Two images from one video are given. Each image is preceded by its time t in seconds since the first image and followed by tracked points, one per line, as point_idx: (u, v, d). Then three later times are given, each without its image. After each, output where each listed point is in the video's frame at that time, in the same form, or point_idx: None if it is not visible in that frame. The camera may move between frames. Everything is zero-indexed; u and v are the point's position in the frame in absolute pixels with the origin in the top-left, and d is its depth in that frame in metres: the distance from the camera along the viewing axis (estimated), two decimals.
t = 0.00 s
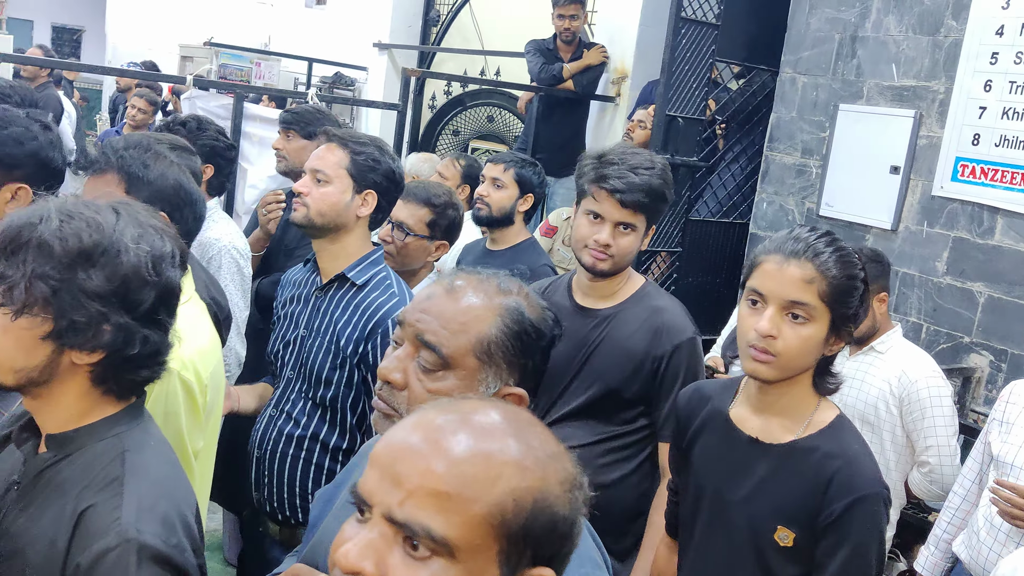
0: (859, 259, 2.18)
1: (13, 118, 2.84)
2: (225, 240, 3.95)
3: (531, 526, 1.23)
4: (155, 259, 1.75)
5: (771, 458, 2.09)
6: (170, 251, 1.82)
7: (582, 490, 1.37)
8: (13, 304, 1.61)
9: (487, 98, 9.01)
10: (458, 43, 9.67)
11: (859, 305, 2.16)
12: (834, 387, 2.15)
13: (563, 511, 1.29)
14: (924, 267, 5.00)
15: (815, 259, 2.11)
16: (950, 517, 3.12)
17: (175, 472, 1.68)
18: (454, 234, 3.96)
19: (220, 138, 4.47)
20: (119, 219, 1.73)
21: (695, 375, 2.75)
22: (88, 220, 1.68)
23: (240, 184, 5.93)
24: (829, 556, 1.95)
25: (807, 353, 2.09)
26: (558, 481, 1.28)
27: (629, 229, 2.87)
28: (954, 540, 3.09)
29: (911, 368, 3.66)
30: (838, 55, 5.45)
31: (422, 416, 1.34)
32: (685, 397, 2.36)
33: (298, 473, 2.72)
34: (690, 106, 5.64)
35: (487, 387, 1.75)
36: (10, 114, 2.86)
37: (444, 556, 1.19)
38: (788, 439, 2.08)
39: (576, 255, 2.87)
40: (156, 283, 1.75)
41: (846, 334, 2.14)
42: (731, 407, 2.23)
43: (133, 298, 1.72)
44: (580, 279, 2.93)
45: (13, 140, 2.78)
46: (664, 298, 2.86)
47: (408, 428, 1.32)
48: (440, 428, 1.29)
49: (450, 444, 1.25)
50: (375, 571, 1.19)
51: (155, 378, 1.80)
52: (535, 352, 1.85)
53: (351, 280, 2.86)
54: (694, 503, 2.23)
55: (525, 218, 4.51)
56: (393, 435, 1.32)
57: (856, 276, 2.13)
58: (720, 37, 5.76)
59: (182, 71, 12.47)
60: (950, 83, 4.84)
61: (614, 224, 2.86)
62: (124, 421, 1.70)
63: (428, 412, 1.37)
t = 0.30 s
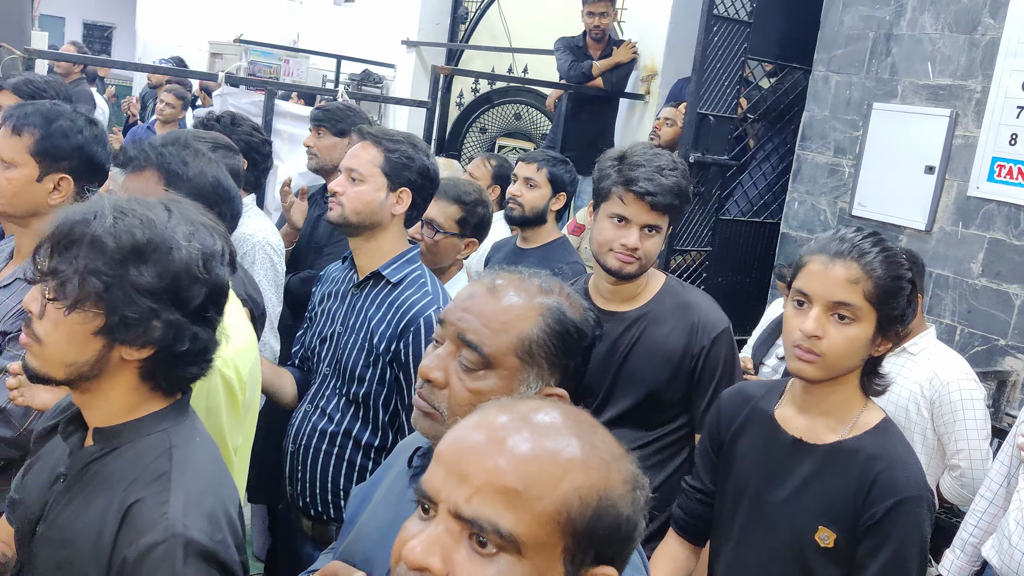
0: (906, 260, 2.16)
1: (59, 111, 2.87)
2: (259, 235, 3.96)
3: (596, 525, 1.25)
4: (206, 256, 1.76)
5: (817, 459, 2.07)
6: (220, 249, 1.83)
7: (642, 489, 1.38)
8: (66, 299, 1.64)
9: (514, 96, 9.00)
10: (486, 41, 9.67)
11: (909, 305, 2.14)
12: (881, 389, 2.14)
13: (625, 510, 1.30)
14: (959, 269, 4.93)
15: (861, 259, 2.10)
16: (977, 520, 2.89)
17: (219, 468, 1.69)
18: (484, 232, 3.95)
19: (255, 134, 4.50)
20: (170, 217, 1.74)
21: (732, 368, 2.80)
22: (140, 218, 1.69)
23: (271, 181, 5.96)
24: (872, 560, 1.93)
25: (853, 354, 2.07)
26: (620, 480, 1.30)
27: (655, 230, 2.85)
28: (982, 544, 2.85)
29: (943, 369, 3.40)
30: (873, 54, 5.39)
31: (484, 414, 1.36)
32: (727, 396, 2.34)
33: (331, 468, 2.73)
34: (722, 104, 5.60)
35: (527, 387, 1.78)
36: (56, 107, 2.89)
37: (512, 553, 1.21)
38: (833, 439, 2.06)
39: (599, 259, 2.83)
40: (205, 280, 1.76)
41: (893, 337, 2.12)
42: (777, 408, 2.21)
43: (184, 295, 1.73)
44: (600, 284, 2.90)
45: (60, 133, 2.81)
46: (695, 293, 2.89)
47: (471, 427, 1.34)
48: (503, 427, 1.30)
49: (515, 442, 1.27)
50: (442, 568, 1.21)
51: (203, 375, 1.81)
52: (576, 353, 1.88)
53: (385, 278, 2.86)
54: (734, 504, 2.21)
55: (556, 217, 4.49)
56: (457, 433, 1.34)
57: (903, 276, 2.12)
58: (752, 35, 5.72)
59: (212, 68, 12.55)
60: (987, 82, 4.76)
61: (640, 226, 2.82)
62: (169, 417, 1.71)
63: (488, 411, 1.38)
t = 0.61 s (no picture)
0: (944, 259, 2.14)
1: (80, 108, 2.85)
2: (284, 234, 3.91)
3: (605, 514, 1.22)
4: (238, 258, 1.76)
5: (855, 462, 2.03)
6: (252, 250, 1.82)
7: (652, 480, 1.34)
8: (99, 301, 1.64)
9: (538, 93, 8.97)
10: (510, 38, 9.64)
11: (948, 307, 2.11)
12: (920, 393, 2.10)
13: (634, 500, 1.27)
14: (992, 268, 4.80)
15: (900, 258, 2.07)
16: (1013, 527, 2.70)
17: (250, 468, 1.69)
18: (509, 231, 3.94)
19: (276, 131, 4.50)
20: (202, 218, 1.74)
21: (750, 360, 2.76)
22: (172, 219, 1.69)
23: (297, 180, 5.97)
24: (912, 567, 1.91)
25: (892, 355, 2.04)
26: (629, 470, 1.27)
27: (661, 228, 2.82)
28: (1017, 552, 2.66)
29: (976, 369, 3.31)
30: (903, 50, 5.31)
31: (495, 407, 1.34)
32: (758, 396, 2.31)
33: (362, 468, 2.70)
34: (749, 101, 5.55)
35: (562, 389, 1.76)
36: (77, 104, 2.88)
37: (518, 540, 1.19)
38: (869, 445, 2.03)
39: (609, 261, 2.81)
40: (237, 281, 1.76)
41: (933, 339, 2.09)
42: (811, 411, 2.18)
43: (216, 296, 1.73)
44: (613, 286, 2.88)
45: (81, 130, 2.81)
46: (710, 287, 2.86)
47: (480, 419, 1.32)
48: (512, 418, 1.28)
49: (523, 433, 1.25)
50: (450, 557, 1.20)
51: (234, 376, 1.80)
52: (610, 354, 1.86)
53: (418, 278, 2.87)
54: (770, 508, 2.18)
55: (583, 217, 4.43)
56: (467, 425, 1.32)
57: (942, 275, 2.09)
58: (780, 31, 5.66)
59: (236, 65, 12.61)
60: (1020, 79, 4.67)
61: (647, 225, 2.80)
62: (201, 419, 1.71)
63: (498, 404, 1.36)
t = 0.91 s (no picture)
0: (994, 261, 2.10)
1: (109, 110, 2.86)
2: (316, 233, 3.92)
3: (647, 515, 1.22)
4: (277, 260, 1.77)
5: (899, 468, 2.02)
6: (291, 251, 1.83)
7: (695, 485, 1.33)
8: (141, 304, 1.66)
9: (565, 86, 8.94)
10: (537, 32, 9.62)
11: (998, 310, 2.08)
12: (966, 398, 2.07)
13: (676, 503, 1.26)
14: None
15: (952, 262, 2.04)
16: None
17: (290, 469, 1.70)
18: (541, 227, 3.94)
19: (304, 130, 4.52)
20: (241, 220, 1.75)
21: (771, 351, 2.68)
22: (213, 222, 1.71)
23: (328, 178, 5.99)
24: None
25: (942, 361, 2.01)
26: (672, 473, 1.26)
27: (682, 218, 2.81)
28: None
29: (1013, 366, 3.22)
30: (937, 40, 5.22)
31: (538, 406, 1.34)
32: (798, 396, 2.30)
33: (404, 465, 2.74)
34: (781, 94, 5.49)
35: (600, 388, 1.76)
36: (105, 107, 2.88)
37: (559, 538, 1.19)
38: (914, 453, 2.01)
39: (631, 253, 2.83)
40: (277, 283, 1.77)
41: (982, 343, 2.06)
42: (852, 414, 2.17)
43: (256, 298, 1.74)
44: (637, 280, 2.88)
45: (111, 134, 2.82)
46: (732, 277, 2.80)
47: (523, 418, 1.32)
48: (554, 419, 1.28)
49: (565, 433, 1.25)
50: (491, 553, 1.21)
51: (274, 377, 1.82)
52: (648, 353, 1.86)
53: (457, 275, 2.87)
54: (811, 511, 2.17)
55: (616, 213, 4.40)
56: (509, 425, 1.33)
57: (992, 279, 2.06)
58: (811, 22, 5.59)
59: (264, 62, 12.67)
60: None
61: (666, 215, 2.81)
62: (242, 420, 1.73)
63: (541, 404, 1.36)
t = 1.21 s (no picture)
0: None
1: (141, 116, 2.88)
2: (346, 232, 3.92)
3: (692, 518, 1.22)
4: (316, 264, 1.79)
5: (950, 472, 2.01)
6: (329, 254, 1.85)
7: (742, 490, 1.33)
8: (183, 310, 1.69)
9: (594, 79, 8.91)
10: (565, 25, 9.59)
11: None
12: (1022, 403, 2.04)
13: (722, 509, 1.26)
14: None
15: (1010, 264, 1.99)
16: None
17: (334, 471, 1.72)
18: (576, 223, 3.94)
19: (337, 130, 4.55)
20: (280, 224, 1.77)
21: (807, 348, 2.64)
22: (252, 227, 1.72)
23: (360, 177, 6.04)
24: None
25: (996, 368, 1.98)
26: (718, 477, 1.26)
27: (721, 205, 2.79)
28: None
29: None
30: (972, 26, 5.13)
31: (584, 407, 1.35)
32: (847, 396, 2.31)
33: (447, 461, 2.77)
34: (814, 84, 5.44)
35: (638, 388, 1.76)
36: (137, 112, 2.91)
37: (604, 538, 1.20)
38: (965, 460, 2.00)
39: (670, 243, 2.81)
40: (316, 288, 1.79)
41: None
42: (902, 418, 2.16)
43: (296, 303, 1.76)
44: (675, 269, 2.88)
45: (143, 142, 2.84)
46: (768, 272, 2.77)
47: (569, 418, 1.33)
48: (600, 420, 1.29)
49: (610, 434, 1.26)
50: (536, 550, 1.21)
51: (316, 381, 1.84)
52: (688, 352, 1.86)
53: (498, 271, 2.89)
54: (856, 508, 2.17)
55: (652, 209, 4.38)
56: (554, 425, 1.34)
57: None
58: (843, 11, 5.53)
59: (294, 61, 12.76)
60: None
61: (705, 203, 2.78)
62: (285, 423, 1.75)
63: (587, 405, 1.37)
